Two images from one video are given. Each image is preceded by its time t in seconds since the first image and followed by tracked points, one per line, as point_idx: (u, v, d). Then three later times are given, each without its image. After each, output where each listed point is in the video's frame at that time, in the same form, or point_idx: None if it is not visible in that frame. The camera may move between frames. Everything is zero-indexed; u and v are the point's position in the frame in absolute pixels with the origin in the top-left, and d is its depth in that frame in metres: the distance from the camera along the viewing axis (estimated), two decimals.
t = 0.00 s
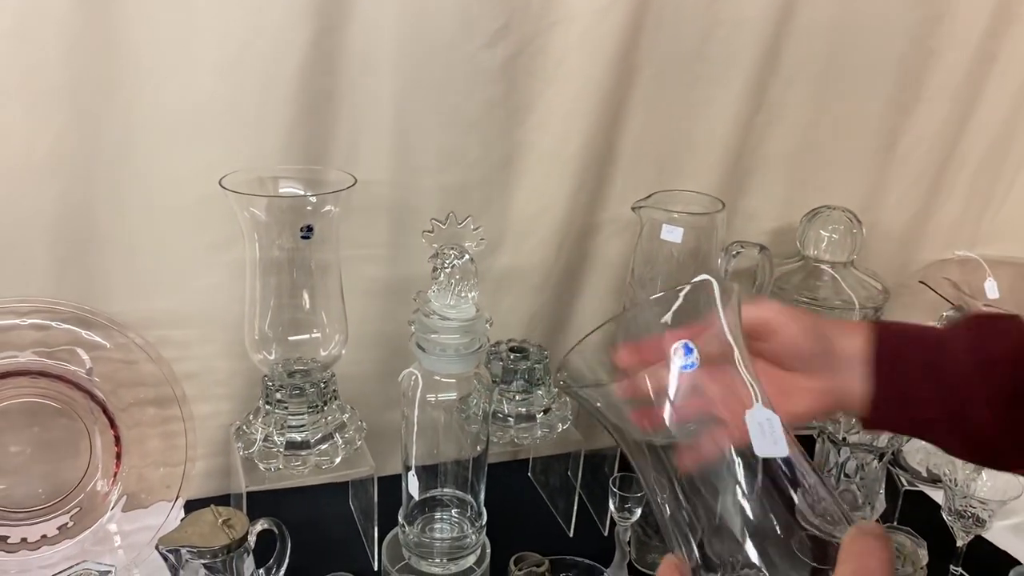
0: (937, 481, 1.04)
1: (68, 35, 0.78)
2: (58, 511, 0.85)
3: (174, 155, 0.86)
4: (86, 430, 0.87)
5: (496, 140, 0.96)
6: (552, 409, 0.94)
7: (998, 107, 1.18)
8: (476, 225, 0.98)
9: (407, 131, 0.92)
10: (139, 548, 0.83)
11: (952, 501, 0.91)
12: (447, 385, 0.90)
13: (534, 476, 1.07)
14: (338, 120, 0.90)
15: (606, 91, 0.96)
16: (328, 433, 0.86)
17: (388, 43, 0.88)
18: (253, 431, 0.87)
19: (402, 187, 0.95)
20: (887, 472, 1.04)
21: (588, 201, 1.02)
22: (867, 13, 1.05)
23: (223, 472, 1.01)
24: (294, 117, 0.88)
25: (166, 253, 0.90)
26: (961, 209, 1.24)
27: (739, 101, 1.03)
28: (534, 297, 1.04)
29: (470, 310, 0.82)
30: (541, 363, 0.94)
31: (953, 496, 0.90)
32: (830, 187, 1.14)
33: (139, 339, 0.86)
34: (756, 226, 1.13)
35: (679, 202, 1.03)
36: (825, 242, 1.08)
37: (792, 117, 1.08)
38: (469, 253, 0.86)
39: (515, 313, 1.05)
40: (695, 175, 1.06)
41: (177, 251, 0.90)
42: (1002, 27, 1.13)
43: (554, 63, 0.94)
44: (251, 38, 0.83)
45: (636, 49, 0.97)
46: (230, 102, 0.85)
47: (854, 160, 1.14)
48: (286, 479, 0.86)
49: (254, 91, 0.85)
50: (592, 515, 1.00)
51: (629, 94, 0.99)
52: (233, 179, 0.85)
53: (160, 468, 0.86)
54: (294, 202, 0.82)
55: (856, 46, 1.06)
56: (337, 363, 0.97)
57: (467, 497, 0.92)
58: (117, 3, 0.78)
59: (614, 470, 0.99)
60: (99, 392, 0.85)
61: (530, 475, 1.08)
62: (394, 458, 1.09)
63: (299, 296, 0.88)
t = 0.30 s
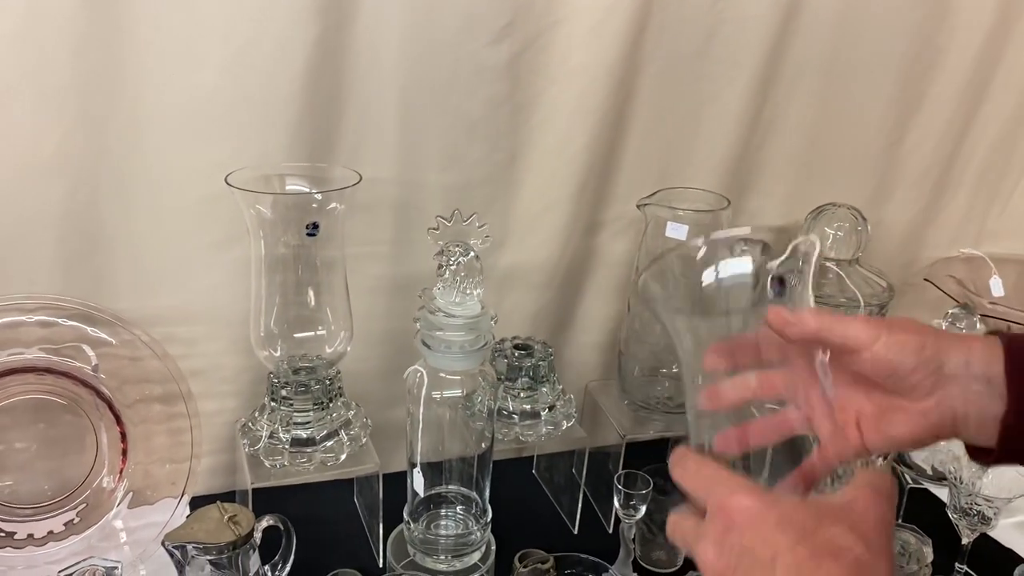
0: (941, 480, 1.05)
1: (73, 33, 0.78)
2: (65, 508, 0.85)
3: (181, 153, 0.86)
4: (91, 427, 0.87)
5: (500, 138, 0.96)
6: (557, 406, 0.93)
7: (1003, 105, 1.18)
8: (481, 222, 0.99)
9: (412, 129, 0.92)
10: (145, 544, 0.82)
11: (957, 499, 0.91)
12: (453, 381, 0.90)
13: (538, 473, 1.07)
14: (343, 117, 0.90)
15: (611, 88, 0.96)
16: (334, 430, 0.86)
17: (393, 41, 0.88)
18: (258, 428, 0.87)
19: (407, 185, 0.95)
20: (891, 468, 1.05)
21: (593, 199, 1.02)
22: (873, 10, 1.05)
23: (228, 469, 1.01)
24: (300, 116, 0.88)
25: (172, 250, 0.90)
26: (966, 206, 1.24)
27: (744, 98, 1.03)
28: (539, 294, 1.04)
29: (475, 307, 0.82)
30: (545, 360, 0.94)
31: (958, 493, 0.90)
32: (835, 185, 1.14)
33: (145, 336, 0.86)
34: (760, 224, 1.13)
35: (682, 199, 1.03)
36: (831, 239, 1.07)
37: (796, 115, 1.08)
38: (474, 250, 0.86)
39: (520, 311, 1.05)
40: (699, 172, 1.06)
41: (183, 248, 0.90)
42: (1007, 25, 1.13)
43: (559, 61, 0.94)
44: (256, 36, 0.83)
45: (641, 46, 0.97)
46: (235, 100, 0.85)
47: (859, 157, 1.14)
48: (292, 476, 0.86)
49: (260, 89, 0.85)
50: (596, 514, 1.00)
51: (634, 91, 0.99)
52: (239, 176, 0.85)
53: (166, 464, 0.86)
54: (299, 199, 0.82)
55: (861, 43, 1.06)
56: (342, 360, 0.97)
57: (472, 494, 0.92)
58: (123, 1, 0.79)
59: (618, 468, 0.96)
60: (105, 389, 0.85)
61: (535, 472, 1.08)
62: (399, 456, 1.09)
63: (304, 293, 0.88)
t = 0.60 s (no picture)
0: (943, 478, 1.05)
1: (79, 33, 0.79)
2: (70, 505, 0.86)
3: (186, 151, 0.86)
4: (97, 424, 0.87)
5: (504, 137, 0.96)
6: (560, 405, 0.94)
7: (1006, 104, 1.19)
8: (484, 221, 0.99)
9: (415, 129, 0.93)
10: (150, 541, 0.83)
11: (959, 498, 0.91)
12: (457, 379, 0.90)
13: (541, 471, 1.07)
14: (347, 116, 0.90)
15: (614, 87, 0.96)
16: (337, 428, 0.87)
17: (397, 41, 0.88)
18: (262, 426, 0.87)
19: (410, 184, 0.95)
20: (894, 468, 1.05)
21: (596, 198, 1.03)
22: (875, 9, 1.05)
23: (232, 467, 1.02)
24: (304, 115, 0.88)
25: (177, 249, 0.90)
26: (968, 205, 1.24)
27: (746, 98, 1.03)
28: (542, 293, 1.05)
29: (479, 306, 0.82)
30: (549, 359, 0.94)
31: (961, 492, 0.90)
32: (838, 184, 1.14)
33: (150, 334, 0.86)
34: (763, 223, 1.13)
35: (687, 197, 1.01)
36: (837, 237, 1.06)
37: (799, 114, 1.08)
38: (478, 249, 0.86)
39: (523, 309, 1.05)
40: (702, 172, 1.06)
41: (188, 247, 0.90)
42: (1010, 24, 1.13)
43: (562, 60, 0.95)
44: (261, 36, 0.84)
45: (644, 46, 0.97)
46: (241, 98, 0.85)
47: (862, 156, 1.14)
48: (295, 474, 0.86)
49: (265, 89, 0.86)
50: (598, 511, 1.00)
51: (636, 90, 0.99)
52: (244, 175, 0.85)
53: (170, 462, 0.86)
54: (303, 198, 0.82)
55: (865, 42, 1.06)
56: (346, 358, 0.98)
57: (475, 492, 0.93)
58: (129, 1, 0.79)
59: (619, 466, 0.96)
60: (110, 387, 0.85)
61: (537, 470, 1.08)
62: (402, 454, 1.10)
63: (308, 292, 0.88)
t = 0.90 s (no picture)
0: (943, 478, 1.04)
1: (82, 35, 0.79)
2: (73, 504, 0.86)
3: (189, 152, 0.86)
4: (99, 424, 0.88)
5: (505, 137, 0.97)
6: (561, 404, 0.94)
7: (1007, 104, 1.19)
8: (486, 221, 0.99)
9: (417, 129, 0.93)
10: (152, 541, 0.84)
11: (959, 497, 0.91)
12: (458, 380, 0.90)
13: (542, 470, 1.07)
14: (349, 116, 0.91)
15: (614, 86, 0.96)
16: (339, 428, 0.87)
17: (399, 41, 0.89)
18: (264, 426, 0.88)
19: (412, 185, 0.95)
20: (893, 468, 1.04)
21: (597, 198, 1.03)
22: (876, 9, 1.05)
23: (235, 466, 1.02)
24: (306, 116, 0.88)
25: (179, 249, 0.90)
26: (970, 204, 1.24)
27: (747, 98, 1.03)
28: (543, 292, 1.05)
29: (479, 306, 0.82)
30: (550, 359, 0.94)
31: (960, 492, 0.90)
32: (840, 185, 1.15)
33: (152, 334, 0.87)
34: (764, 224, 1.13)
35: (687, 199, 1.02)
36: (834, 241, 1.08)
37: (799, 113, 1.08)
38: (479, 249, 0.86)
39: (524, 309, 1.05)
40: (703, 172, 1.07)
41: (189, 246, 0.91)
42: (1012, 25, 1.13)
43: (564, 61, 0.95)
44: (263, 36, 0.84)
45: (646, 46, 0.97)
46: (243, 99, 0.86)
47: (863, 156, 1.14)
48: (297, 474, 0.87)
49: (267, 89, 0.86)
50: (600, 511, 1.01)
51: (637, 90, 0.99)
52: (246, 176, 0.85)
53: (173, 462, 0.87)
54: (305, 199, 0.83)
55: (866, 42, 1.06)
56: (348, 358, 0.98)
57: (476, 492, 0.93)
58: (131, 2, 0.79)
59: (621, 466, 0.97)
60: (113, 387, 0.86)
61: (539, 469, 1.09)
62: (404, 453, 1.10)
63: (310, 293, 0.88)
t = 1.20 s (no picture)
0: (945, 479, 1.03)
1: (81, 35, 0.79)
2: (72, 504, 0.86)
3: (188, 151, 0.86)
4: (98, 423, 0.88)
5: (505, 137, 0.96)
6: (561, 405, 0.94)
7: (1008, 104, 1.19)
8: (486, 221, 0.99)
9: (417, 129, 0.93)
10: (152, 541, 0.84)
11: (960, 498, 0.91)
12: (458, 380, 0.90)
13: (542, 470, 1.07)
14: (349, 116, 0.91)
15: (615, 86, 0.96)
16: (339, 428, 0.87)
17: (399, 41, 0.88)
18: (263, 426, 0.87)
19: (412, 185, 0.95)
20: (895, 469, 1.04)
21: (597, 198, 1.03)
22: (877, 9, 1.05)
23: (235, 466, 1.02)
24: (306, 116, 0.88)
25: (178, 249, 0.90)
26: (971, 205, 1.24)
27: (748, 98, 1.03)
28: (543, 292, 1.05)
29: (480, 306, 0.82)
30: (550, 359, 0.94)
31: (962, 492, 0.90)
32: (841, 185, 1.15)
33: (152, 334, 0.86)
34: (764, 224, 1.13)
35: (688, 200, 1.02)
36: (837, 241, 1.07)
37: (800, 113, 1.08)
38: (479, 249, 0.86)
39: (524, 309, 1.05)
40: (703, 172, 1.07)
41: (189, 246, 0.90)
42: (1014, 25, 1.13)
43: (564, 61, 0.95)
44: (263, 35, 0.84)
45: (646, 46, 0.97)
46: (243, 98, 0.86)
47: (864, 157, 1.14)
48: (297, 474, 0.86)
49: (267, 88, 0.86)
50: (601, 511, 1.01)
51: (637, 90, 0.99)
52: (245, 175, 0.85)
53: (172, 462, 0.87)
54: (305, 199, 0.82)
55: (867, 42, 1.06)
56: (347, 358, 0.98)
57: (476, 492, 0.93)
58: (131, 2, 0.79)
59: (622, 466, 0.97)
60: (112, 387, 0.86)
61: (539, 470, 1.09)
62: (404, 453, 1.10)
63: (310, 293, 0.88)
